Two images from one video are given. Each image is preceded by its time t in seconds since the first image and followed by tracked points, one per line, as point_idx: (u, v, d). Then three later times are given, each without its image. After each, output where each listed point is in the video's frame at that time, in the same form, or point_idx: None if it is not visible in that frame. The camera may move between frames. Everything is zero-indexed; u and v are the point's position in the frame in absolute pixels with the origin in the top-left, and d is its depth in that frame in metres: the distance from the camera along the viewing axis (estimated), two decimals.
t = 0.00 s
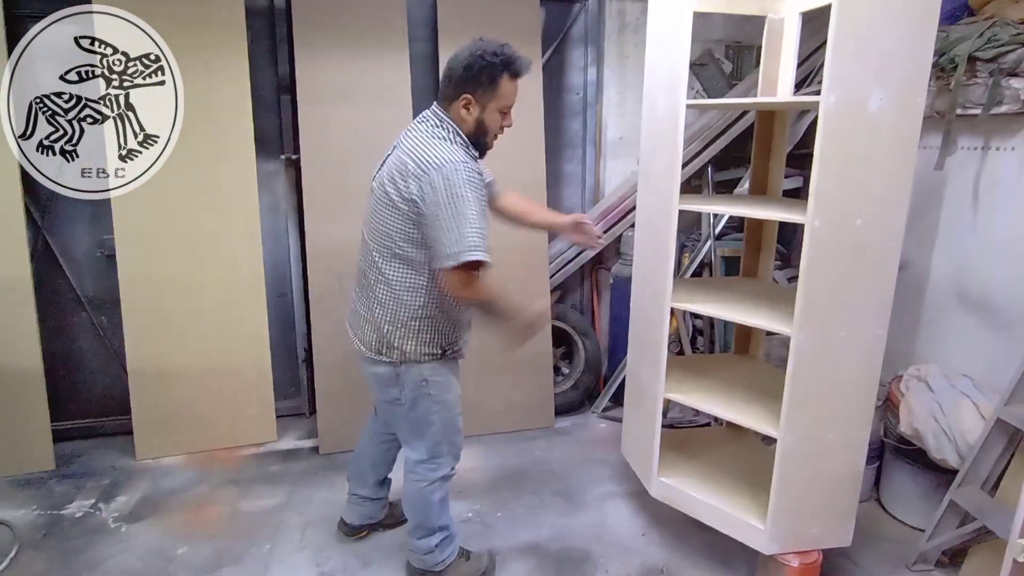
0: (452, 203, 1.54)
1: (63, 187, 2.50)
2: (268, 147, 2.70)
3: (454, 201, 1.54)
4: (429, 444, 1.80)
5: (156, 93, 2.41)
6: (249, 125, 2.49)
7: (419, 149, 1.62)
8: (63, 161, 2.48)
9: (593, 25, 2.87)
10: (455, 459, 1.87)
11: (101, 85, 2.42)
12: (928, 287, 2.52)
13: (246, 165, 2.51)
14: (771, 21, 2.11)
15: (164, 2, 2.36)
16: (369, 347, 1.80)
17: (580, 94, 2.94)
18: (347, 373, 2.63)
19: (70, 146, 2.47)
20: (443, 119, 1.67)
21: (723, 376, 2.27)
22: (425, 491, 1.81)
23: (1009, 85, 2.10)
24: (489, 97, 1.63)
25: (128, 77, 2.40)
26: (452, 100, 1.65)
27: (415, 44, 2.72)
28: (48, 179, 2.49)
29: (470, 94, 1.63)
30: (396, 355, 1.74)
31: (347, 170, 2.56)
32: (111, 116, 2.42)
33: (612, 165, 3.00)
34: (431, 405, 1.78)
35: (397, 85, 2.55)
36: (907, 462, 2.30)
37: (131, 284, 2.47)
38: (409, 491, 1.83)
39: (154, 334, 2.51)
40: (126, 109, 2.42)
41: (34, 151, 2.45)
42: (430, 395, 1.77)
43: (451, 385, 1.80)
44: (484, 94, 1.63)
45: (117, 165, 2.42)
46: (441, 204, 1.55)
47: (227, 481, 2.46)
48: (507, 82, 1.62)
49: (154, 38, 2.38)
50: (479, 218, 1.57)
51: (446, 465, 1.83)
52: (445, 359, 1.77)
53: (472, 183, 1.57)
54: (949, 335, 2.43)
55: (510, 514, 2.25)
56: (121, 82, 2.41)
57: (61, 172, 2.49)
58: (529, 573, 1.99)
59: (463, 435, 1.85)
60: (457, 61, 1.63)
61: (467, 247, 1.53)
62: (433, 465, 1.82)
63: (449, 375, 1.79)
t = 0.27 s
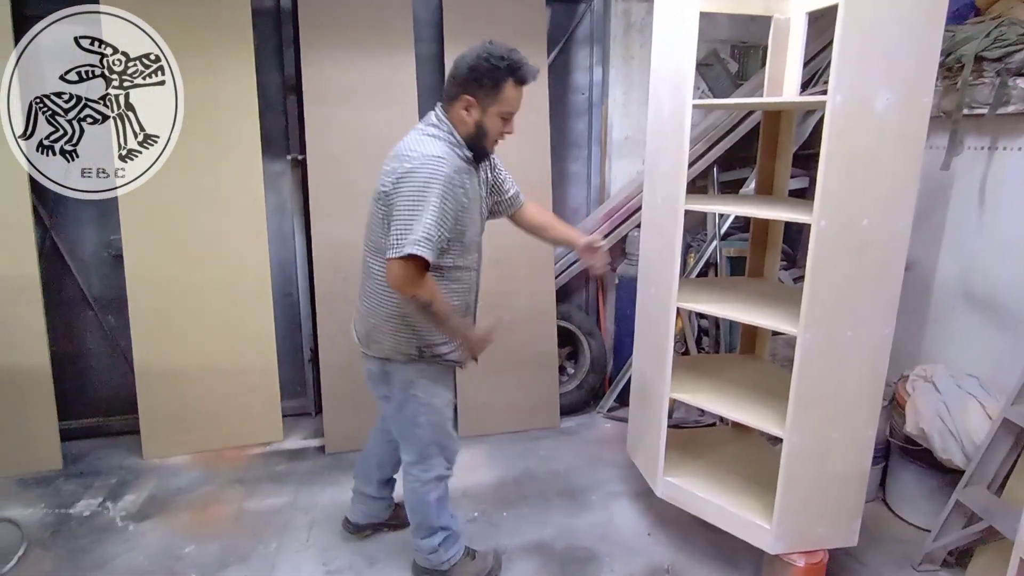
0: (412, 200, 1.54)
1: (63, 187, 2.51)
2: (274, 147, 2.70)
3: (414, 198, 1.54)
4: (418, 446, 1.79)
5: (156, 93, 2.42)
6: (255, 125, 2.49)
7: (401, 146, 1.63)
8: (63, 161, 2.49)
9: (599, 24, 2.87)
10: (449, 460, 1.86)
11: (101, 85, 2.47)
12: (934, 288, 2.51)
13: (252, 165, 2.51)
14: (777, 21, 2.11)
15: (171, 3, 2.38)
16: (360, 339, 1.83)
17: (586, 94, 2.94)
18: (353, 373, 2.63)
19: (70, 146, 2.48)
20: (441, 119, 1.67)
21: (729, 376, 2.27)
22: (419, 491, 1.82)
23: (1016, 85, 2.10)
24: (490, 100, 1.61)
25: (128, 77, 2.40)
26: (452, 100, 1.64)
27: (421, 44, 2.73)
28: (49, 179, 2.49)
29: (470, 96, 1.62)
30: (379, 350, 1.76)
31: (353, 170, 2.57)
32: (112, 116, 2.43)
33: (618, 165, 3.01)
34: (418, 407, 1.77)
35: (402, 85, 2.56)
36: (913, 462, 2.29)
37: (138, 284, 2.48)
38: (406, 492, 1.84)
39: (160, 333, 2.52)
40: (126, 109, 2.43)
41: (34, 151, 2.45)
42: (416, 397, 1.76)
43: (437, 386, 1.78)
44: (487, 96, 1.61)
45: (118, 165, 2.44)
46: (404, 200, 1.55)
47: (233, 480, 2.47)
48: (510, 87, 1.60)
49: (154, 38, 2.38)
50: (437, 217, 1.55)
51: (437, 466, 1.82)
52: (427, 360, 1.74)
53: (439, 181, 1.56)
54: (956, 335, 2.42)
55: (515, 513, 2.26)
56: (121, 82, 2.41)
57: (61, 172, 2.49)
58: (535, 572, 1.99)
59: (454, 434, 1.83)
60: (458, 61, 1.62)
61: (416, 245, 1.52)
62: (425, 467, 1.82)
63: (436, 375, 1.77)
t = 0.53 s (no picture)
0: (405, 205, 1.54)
1: (65, 188, 2.50)
2: (278, 148, 2.71)
3: (406, 203, 1.54)
4: (414, 443, 1.77)
5: (156, 92, 2.42)
6: (259, 126, 2.50)
7: (387, 152, 1.63)
8: (62, 161, 2.48)
9: (602, 25, 2.87)
10: (446, 458, 1.84)
11: (102, 85, 2.46)
12: (939, 289, 2.51)
13: (256, 166, 2.52)
14: (782, 21, 2.11)
15: (175, 3, 2.38)
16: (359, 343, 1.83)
17: (589, 95, 2.94)
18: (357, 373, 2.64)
19: (70, 146, 2.47)
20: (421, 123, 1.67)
21: (732, 377, 2.26)
22: (418, 488, 1.81)
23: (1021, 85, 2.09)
24: (466, 100, 1.60)
25: (128, 77, 2.41)
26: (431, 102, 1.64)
27: (424, 45, 2.73)
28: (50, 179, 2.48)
29: (447, 96, 1.61)
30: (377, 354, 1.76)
31: (357, 171, 2.57)
32: (111, 116, 2.47)
33: (621, 167, 3.01)
34: (412, 405, 1.75)
35: (406, 86, 2.56)
36: (917, 464, 2.29)
37: (142, 285, 2.48)
38: (406, 491, 1.83)
39: (164, 334, 2.52)
40: (126, 109, 2.44)
41: (34, 152, 2.43)
42: (410, 395, 1.74)
43: (433, 383, 1.76)
44: (461, 95, 1.61)
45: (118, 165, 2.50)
46: (397, 205, 1.55)
47: (237, 481, 2.47)
48: (485, 86, 1.59)
49: (154, 38, 2.39)
50: (433, 221, 1.55)
51: (434, 464, 1.81)
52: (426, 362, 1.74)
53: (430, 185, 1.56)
54: (961, 337, 2.41)
55: (519, 514, 2.25)
56: (121, 82, 2.42)
57: (61, 172, 2.49)
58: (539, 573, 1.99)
59: (450, 432, 1.81)
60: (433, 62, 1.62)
61: (415, 248, 1.52)
62: (423, 463, 1.80)
63: (431, 373, 1.76)
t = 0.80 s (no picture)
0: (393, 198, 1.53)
1: (74, 192, 2.52)
2: (284, 150, 2.70)
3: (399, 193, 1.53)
4: (411, 443, 1.77)
5: (156, 92, 2.41)
6: (265, 128, 2.50)
7: (370, 148, 1.61)
8: (63, 161, 2.48)
9: (608, 28, 2.87)
10: (443, 455, 1.84)
11: (101, 85, 2.48)
12: (946, 292, 2.50)
13: (262, 168, 2.52)
14: (789, 25, 2.10)
15: (181, 5, 2.38)
16: (351, 347, 1.80)
17: (595, 97, 2.93)
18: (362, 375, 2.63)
19: (70, 146, 2.47)
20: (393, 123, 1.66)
21: (739, 381, 2.26)
22: (416, 488, 1.80)
23: None
24: (425, 85, 1.60)
25: (128, 77, 2.41)
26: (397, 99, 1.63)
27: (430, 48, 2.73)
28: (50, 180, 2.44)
29: (407, 89, 1.61)
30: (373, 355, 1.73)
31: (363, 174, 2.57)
32: (110, 116, 2.49)
33: (627, 169, 3.00)
34: (408, 404, 1.74)
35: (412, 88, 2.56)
36: (924, 468, 2.28)
37: (148, 287, 2.48)
38: (405, 492, 1.83)
39: (170, 336, 2.52)
40: (126, 109, 2.44)
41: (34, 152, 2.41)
42: (406, 394, 1.73)
43: (428, 381, 1.75)
44: (419, 83, 1.60)
45: (118, 165, 2.53)
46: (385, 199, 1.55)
47: (242, 483, 2.46)
48: (436, 65, 1.58)
49: (154, 38, 2.38)
50: (427, 207, 1.56)
51: (433, 461, 1.81)
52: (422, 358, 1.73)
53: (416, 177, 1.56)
54: (968, 340, 2.41)
55: (524, 517, 2.24)
56: (121, 82, 2.41)
57: (61, 172, 2.49)
58: None
59: (446, 429, 1.81)
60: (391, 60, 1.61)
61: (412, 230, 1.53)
62: (420, 462, 1.80)
63: (427, 370, 1.75)
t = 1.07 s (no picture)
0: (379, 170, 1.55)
1: (82, 193, 2.53)
2: (291, 152, 2.71)
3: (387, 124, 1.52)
4: (411, 444, 1.78)
5: (156, 92, 2.43)
6: (272, 130, 2.51)
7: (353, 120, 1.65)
8: (63, 161, 2.48)
9: (615, 31, 2.87)
10: (444, 456, 1.84)
11: (102, 85, 2.48)
12: (953, 296, 2.49)
13: (269, 170, 2.52)
14: (796, 28, 2.09)
15: (189, 7, 2.39)
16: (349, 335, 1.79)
17: (601, 100, 2.94)
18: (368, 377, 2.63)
19: (70, 146, 2.47)
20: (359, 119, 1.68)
21: (746, 384, 2.25)
22: (417, 490, 1.81)
23: None
24: (383, 78, 1.62)
25: (129, 77, 2.42)
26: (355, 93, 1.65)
27: (437, 50, 2.73)
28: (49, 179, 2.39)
29: (367, 87, 1.63)
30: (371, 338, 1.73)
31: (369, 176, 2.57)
32: (110, 116, 2.48)
33: (633, 172, 3.00)
34: (407, 405, 1.75)
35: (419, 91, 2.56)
36: (931, 472, 2.27)
37: (155, 288, 2.49)
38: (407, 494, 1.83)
39: (177, 338, 2.53)
40: (126, 109, 2.46)
41: (34, 151, 2.38)
42: (405, 394, 1.74)
43: (427, 380, 1.76)
44: (378, 78, 1.62)
45: (118, 165, 2.52)
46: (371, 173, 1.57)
47: (248, 484, 2.47)
48: (389, 56, 1.61)
49: (154, 38, 2.39)
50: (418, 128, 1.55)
51: (434, 461, 1.81)
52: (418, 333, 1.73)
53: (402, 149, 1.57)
54: (975, 345, 2.39)
55: (529, 519, 2.24)
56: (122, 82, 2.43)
57: (60, 172, 2.49)
58: None
59: (446, 429, 1.82)
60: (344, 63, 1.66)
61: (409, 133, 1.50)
62: (421, 463, 1.80)
63: (426, 368, 1.76)
